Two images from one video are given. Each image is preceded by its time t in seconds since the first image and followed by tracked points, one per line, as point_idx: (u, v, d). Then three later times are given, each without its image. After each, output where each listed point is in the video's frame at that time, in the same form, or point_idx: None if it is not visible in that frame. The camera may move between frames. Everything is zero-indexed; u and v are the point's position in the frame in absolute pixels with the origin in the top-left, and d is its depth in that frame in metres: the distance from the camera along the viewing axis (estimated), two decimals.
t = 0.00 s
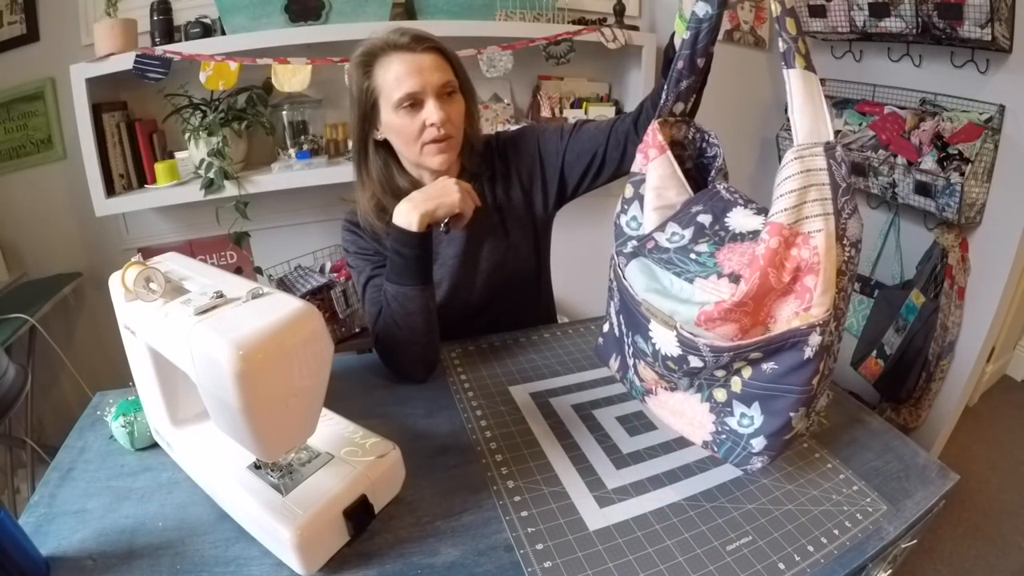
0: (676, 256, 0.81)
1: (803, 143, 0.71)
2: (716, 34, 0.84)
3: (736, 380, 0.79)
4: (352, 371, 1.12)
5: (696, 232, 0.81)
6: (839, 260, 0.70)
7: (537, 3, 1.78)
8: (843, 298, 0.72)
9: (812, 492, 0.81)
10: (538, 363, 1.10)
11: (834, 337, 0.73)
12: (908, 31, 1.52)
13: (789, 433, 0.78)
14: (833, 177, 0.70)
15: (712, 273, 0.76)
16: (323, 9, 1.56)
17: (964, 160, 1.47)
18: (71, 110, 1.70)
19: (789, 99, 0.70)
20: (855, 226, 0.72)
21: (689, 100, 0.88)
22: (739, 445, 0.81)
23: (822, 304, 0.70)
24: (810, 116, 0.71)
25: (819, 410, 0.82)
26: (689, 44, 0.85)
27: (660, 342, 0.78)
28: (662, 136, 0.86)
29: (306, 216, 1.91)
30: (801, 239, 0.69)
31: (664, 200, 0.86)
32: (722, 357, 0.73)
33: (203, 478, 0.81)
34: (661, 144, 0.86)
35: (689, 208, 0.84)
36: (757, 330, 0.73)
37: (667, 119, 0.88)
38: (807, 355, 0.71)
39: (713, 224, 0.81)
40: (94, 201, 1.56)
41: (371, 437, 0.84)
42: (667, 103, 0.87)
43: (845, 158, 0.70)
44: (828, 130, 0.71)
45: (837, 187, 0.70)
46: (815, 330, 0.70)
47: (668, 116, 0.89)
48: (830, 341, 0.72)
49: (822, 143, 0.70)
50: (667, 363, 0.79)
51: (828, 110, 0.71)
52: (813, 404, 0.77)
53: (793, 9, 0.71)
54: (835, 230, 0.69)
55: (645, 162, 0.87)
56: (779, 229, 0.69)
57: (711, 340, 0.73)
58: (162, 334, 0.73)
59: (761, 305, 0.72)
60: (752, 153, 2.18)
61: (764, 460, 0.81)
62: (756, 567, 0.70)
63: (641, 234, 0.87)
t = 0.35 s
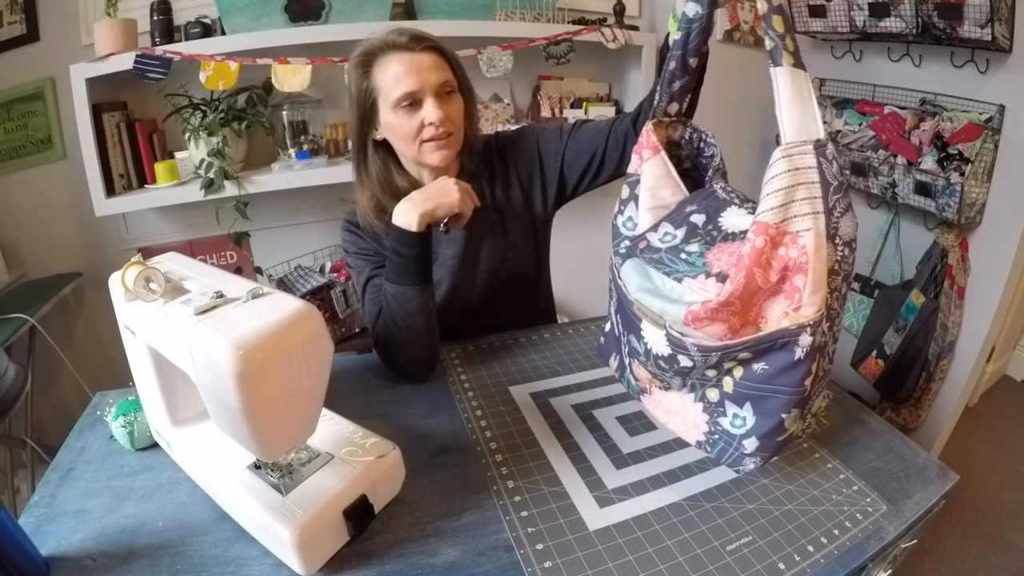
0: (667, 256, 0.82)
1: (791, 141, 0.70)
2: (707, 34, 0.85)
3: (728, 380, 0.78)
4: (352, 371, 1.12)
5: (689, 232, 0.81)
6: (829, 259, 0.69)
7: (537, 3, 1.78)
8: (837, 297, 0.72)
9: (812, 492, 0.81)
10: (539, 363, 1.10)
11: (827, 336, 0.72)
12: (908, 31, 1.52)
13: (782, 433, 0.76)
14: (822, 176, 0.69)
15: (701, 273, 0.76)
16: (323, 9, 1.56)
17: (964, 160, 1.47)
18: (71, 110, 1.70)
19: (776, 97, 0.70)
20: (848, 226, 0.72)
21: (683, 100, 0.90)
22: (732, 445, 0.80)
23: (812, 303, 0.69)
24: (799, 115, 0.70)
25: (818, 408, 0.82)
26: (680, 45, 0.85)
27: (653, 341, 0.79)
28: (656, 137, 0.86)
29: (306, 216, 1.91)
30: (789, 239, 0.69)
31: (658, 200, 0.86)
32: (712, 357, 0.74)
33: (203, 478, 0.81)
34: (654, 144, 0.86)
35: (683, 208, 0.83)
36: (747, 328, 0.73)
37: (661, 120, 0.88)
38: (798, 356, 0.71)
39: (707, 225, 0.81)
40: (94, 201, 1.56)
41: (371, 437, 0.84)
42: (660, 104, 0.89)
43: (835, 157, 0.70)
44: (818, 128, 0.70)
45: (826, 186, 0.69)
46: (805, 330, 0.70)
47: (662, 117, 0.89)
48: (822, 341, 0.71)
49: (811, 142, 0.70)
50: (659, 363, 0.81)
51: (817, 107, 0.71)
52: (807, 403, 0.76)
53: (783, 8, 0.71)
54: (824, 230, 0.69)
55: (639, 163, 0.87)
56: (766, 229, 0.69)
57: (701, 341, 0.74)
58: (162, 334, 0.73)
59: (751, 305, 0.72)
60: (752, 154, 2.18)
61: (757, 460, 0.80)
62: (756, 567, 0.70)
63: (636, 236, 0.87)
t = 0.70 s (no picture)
0: (607, 274, 0.67)
1: (722, 168, 0.58)
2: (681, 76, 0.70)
3: (638, 409, 0.65)
4: (352, 371, 1.12)
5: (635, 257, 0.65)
6: (742, 300, 0.57)
7: (537, 4, 1.78)
8: (757, 339, 0.59)
9: (812, 492, 0.81)
10: (539, 363, 1.10)
11: (740, 380, 0.60)
12: (908, 31, 1.52)
13: (687, 467, 0.66)
14: (743, 214, 0.56)
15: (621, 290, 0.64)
16: (323, 9, 1.56)
17: (964, 160, 1.47)
18: (71, 110, 1.70)
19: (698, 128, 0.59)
20: (776, 267, 0.58)
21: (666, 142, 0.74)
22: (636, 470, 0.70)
23: (718, 342, 0.58)
24: (727, 146, 0.58)
25: (740, 455, 0.68)
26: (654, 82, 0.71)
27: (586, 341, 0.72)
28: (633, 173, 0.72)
29: (306, 216, 1.91)
30: (693, 275, 0.57)
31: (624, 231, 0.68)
32: (616, 374, 0.66)
33: (203, 478, 0.81)
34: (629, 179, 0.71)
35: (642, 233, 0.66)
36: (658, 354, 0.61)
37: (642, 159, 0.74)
38: (698, 397, 0.60)
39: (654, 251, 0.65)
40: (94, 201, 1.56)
41: (371, 437, 0.84)
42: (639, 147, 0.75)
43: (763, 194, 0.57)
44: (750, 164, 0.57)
45: (747, 226, 0.57)
46: (712, 368, 0.59)
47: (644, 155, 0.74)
48: (732, 386, 0.60)
49: (739, 173, 0.57)
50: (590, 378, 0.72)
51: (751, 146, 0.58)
52: (716, 445, 0.64)
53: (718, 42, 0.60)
54: (739, 269, 0.56)
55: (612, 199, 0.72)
56: (670, 257, 0.58)
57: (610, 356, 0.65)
58: (162, 334, 0.73)
59: (655, 332, 0.60)
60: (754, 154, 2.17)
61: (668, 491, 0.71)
62: (756, 567, 0.70)
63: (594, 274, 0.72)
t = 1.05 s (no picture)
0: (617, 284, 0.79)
1: (744, 218, 0.70)
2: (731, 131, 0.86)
3: (633, 413, 0.75)
4: (352, 371, 1.12)
5: (646, 270, 0.76)
6: (735, 334, 0.68)
7: (537, 3, 1.78)
8: (745, 372, 0.70)
9: (812, 491, 0.81)
10: (539, 363, 1.10)
11: (725, 407, 0.71)
12: (908, 31, 1.52)
13: (668, 482, 0.76)
14: (757, 260, 0.68)
15: (629, 301, 0.76)
16: (323, 9, 1.56)
17: (964, 160, 1.47)
18: (71, 110, 1.70)
19: (747, 178, 0.71)
20: (773, 311, 0.69)
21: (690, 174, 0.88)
22: (621, 474, 0.78)
23: (707, 367, 0.69)
24: (762, 198, 0.70)
25: (723, 476, 0.77)
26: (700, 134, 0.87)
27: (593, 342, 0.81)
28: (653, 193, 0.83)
29: (306, 216, 1.91)
30: (694, 300, 0.69)
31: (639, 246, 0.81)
32: (616, 375, 0.75)
33: (204, 478, 0.81)
34: (652, 199, 0.82)
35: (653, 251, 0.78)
36: (653, 366, 0.72)
37: (664, 184, 0.84)
38: (686, 411, 0.71)
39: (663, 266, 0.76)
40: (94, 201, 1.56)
41: (371, 437, 0.84)
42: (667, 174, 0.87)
43: (781, 249, 0.68)
44: (777, 219, 0.69)
45: (759, 271, 0.68)
46: (695, 389, 0.70)
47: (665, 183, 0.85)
48: (716, 408, 0.70)
49: (761, 227, 0.69)
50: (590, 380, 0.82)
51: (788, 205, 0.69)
52: (696, 466, 0.74)
53: (798, 127, 0.72)
54: (734, 306, 0.68)
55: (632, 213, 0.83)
56: (677, 279, 0.70)
57: (612, 357, 0.76)
58: (163, 333, 0.73)
59: (656, 344, 0.71)
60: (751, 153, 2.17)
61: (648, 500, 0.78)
62: (756, 567, 0.70)
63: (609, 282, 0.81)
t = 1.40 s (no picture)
0: (614, 282, 0.79)
1: (743, 217, 0.69)
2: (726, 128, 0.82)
3: (633, 415, 0.75)
4: (352, 372, 1.12)
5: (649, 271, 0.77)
6: (736, 335, 0.68)
7: (537, 3, 1.78)
8: (745, 373, 0.70)
9: (812, 492, 0.81)
10: (539, 363, 1.11)
11: (726, 408, 0.71)
12: (908, 31, 1.52)
13: (668, 482, 0.76)
14: (757, 262, 0.67)
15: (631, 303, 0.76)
16: (323, 9, 1.56)
17: (964, 160, 1.47)
18: (71, 110, 1.70)
19: (745, 176, 0.68)
20: (773, 312, 0.69)
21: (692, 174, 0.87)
22: (621, 475, 0.78)
23: (708, 367, 0.70)
24: (762, 198, 0.67)
25: (723, 476, 0.77)
26: (699, 132, 0.82)
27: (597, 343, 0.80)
28: (659, 198, 0.83)
29: (306, 216, 1.91)
30: (696, 302, 0.69)
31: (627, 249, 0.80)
32: (615, 377, 0.76)
33: (204, 477, 0.81)
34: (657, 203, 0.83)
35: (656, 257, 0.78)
36: (654, 367, 0.73)
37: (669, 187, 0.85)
38: (686, 412, 0.71)
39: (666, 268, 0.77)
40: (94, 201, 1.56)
41: (371, 438, 0.84)
42: (671, 175, 0.86)
43: (782, 250, 0.66)
44: (778, 219, 0.67)
45: (759, 273, 0.67)
46: (696, 390, 0.70)
47: (670, 184, 0.85)
48: (717, 408, 0.71)
49: (762, 228, 0.67)
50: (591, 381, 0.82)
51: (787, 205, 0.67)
52: (695, 466, 0.74)
53: (794, 118, 0.69)
54: (736, 307, 0.68)
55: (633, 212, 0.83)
56: (677, 281, 0.70)
57: (611, 359, 0.76)
58: (163, 334, 0.73)
59: (657, 345, 0.72)
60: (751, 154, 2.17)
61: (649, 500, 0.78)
62: (756, 567, 0.70)
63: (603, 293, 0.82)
